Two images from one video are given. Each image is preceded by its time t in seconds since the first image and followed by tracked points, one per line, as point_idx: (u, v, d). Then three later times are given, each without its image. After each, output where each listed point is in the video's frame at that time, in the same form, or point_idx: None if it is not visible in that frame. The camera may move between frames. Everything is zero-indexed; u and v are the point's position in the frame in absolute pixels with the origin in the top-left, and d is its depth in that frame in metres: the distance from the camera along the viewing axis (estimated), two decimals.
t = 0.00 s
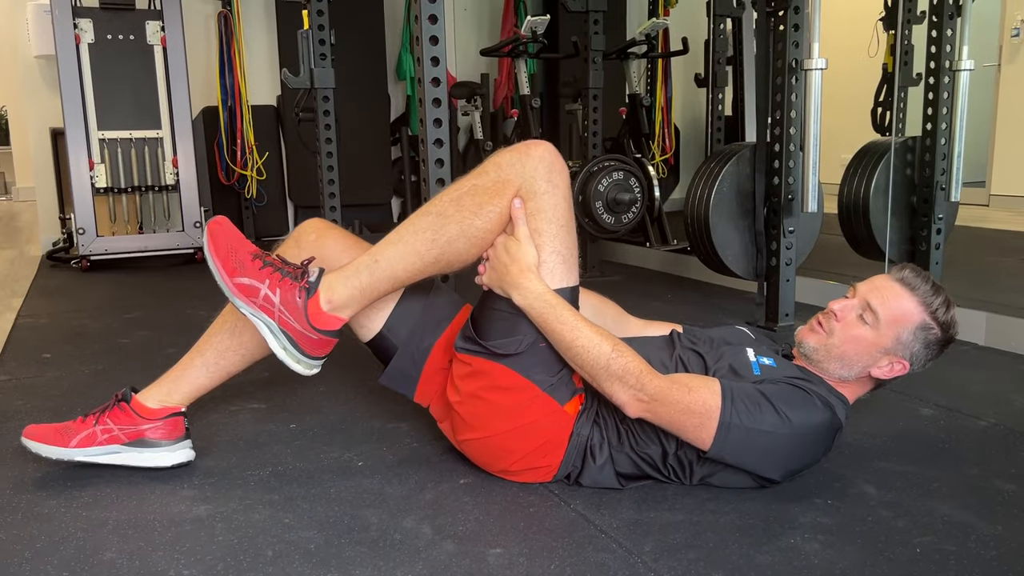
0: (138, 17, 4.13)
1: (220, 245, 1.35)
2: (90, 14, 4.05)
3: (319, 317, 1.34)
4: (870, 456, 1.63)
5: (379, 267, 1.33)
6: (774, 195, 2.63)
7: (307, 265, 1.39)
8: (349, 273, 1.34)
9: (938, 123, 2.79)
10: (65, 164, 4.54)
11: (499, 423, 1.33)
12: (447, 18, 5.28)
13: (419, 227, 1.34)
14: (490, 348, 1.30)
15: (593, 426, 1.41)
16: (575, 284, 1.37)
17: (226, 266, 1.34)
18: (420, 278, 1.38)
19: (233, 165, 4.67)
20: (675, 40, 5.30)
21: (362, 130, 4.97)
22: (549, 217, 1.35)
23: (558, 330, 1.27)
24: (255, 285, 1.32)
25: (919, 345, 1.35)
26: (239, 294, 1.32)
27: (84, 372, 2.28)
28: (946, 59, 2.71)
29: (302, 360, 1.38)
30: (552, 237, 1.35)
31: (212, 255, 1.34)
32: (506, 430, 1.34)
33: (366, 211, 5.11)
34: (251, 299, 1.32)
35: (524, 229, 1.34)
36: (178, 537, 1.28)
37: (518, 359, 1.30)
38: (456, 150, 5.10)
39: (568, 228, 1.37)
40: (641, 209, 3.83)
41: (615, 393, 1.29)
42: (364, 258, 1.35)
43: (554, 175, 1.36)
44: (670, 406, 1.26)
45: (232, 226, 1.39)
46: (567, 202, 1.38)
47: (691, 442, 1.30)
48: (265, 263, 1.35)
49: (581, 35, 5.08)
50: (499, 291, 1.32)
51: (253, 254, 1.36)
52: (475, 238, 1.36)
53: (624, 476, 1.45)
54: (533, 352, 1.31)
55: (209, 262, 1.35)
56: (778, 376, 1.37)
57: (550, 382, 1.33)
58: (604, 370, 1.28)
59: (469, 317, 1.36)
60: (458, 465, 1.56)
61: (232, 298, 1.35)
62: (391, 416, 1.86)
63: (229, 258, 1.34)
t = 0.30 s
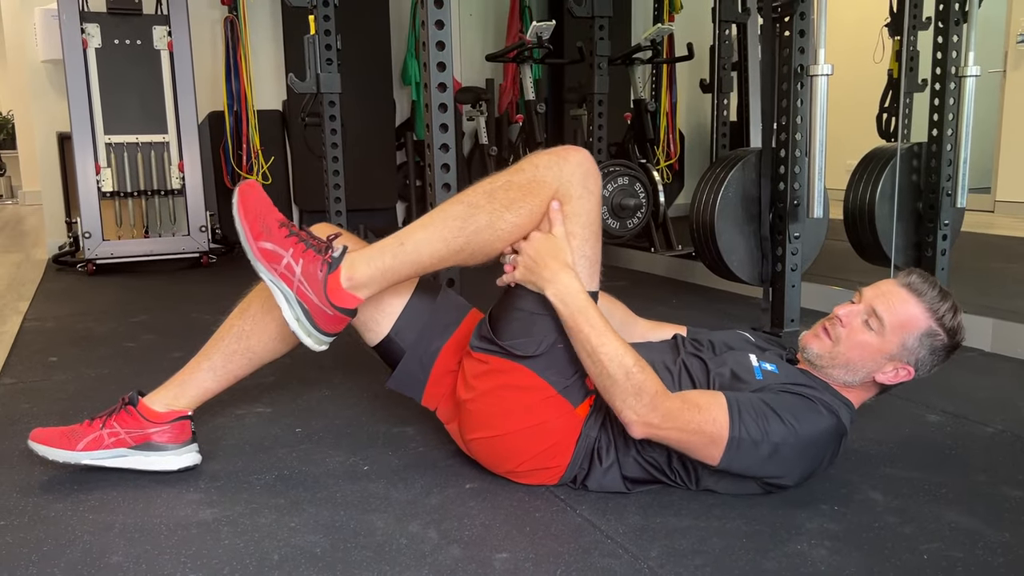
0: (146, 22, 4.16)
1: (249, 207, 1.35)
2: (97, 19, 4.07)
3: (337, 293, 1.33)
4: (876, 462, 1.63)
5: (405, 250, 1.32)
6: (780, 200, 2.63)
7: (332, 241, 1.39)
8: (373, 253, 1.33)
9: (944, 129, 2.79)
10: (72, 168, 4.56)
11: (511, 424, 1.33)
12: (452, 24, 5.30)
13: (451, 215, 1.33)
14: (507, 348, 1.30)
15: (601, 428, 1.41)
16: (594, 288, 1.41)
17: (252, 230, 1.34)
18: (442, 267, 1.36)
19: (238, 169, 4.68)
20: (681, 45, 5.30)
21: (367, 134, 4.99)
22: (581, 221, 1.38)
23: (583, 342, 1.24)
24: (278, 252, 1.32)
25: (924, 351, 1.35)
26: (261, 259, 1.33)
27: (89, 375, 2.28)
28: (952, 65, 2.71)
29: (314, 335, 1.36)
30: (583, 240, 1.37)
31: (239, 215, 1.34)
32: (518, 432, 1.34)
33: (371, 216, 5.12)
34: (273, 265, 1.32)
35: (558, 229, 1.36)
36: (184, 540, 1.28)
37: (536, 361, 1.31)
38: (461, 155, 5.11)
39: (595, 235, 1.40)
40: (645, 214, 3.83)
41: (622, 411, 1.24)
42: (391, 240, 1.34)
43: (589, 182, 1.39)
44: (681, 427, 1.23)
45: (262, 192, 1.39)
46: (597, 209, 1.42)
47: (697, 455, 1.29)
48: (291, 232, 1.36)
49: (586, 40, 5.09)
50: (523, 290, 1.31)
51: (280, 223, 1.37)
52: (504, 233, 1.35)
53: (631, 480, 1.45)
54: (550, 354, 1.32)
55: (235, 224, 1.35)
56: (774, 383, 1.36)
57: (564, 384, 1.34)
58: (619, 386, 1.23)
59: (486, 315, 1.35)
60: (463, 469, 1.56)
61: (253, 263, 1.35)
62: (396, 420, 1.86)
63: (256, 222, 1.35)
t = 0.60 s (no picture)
0: (150, 28, 4.17)
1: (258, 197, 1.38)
2: (102, 25, 4.09)
3: (339, 287, 1.33)
4: (880, 469, 1.62)
5: (410, 248, 1.32)
6: (783, 207, 2.63)
7: (337, 236, 1.40)
8: (376, 250, 1.33)
9: (947, 136, 2.80)
10: (76, 173, 4.58)
11: (514, 429, 1.33)
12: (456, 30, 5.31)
13: (457, 216, 1.34)
14: (513, 352, 1.30)
15: (603, 434, 1.41)
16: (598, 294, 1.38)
17: (259, 220, 1.36)
18: (445, 268, 1.36)
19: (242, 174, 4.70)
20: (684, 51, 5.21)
21: (370, 140, 5.00)
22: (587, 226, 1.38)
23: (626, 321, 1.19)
24: (283, 243, 1.34)
25: (926, 356, 1.33)
26: (267, 248, 1.35)
27: (93, 379, 2.28)
28: (955, 72, 2.72)
29: (314, 328, 1.36)
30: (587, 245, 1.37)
31: (248, 204, 1.37)
32: (520, 436, 1.34)
33: (374, 221, 5.13)
34: (278, 255, 1.34)
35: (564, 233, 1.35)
36: (187, 545, 1.28)
37: (540, 363, 1.30)
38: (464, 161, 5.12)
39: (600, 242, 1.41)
40: (648, 220, 3.84)
41: (640, 403, 1.20)
42: (395, 237, 1.34)
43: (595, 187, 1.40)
44: (697, 427, 1.21)
45: (272, 183, 1.42)
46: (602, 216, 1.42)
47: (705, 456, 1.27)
48: (298, 225, 1.37)
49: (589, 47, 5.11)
50: (532, 295, 1.31)
51: (288, 215, 1.39)
52: (510, 235, 1.35)
53: (634, 485, 1.45)
54: (554, 358, 1.31)
55: (245, 212, 1.38)
56: (778, 389, 1.36)
57: (565, 389, 1.33)
58: (647, 376, 1.18)
59: (491, 318, 1.35)
60: (466, 475, 1.56)
61: (260, 254, 1.37)
62: (399, 425, 1.86)
63: (264, 212, 1.37)
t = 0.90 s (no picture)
0: (153, 34, 4.18)
1: (256, 214, 1.39)
2: (105, 30, 4.10)
3: (339, 300, 1.34)
4: (882, 477, 1.62)
5: (407, 259, 1.32)
6: (784, 214, 2.63)
7: (336, 250, 1.41)
8: (375, 262, 1.33)
9: (949, 143, 2.78)
10: (78, 178, 4.58)
11: (514, 434, 1.33)
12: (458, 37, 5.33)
13: (453, 225, 1.33)
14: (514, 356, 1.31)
15: (604, 440, 1.40)
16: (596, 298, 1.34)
17: (258, 236, 1.37)
18: (445, 277, 1.36)
19: (244, 180, 4.71)
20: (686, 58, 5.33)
21: (372, 146, 5.01)
22: (580, 229, 1.34)
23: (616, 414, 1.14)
24: (282, 258, 1.34)
25: (924, 357, 1.33)
26: (266, 265, 1.35)
27: (93, 385, 2.28)
28: (956, 80, 2.72)
29: (315, 342, 1.37)
30: (581, 248, 1.33)
31: (247, 222, 1.38)
32: (521, 441, 1.34)
33: (375, 227, 5.14)
34: (277, 271, 1.34)
35: (558, 238, 1.33)
36: (187, 551, 1.28)
37: (538, 365, 1.31)
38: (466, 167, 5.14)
39: (596, 245, 1.35)
40: (650, 227, 3.84)
41: (671, 483, 1.12)
42: (393, 248, 1.34)
43: (589, 191, 1.36)
44: (730, 488, 1.14)
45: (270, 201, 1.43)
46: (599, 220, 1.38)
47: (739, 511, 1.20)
48: (296, 240, 1.38)
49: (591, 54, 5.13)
50: (529, 300, 1.31)
51: (286, 231, 1.40)
52: (507, 242, 1.35)
53: (635, 492, 1.43)
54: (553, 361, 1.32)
55: (243, 230, 1.39)
56: (776, 412, 1.31)
57: (564, 393, 1.34)
58: (667, 455, 1.11)
59: (489, 324, 1.35)
60: (467, 482, 1.56)
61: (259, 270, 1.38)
62: (400, 432, 1.86)
63: (262, 228, 1.38)
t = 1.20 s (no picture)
0: (154, 39, 4.19)
1: (255, 227, 1.39)
2: (107, 36, 4.10)
3: (339, 310, 1.34)
4: (882, 485, 1.62)
5: (405, 269, 1.33)
6: (783, 221, 2.63)
7: (336, 260, 1.41)
8: (374, 272, 1.34)
9: (948, 150, 2.78)
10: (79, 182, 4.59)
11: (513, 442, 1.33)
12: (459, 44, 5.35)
13: (450, 234, 1.33)
14: (515, 365, 1.30)
15: (603, 446, 1.40)
16: (592, 306, 1.34)
17: (257, 248, 1.37)
18: (444, 285, 1.36)
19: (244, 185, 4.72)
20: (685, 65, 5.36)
21: (372, 152, 5.02)
22: (576, 236, 1.34)
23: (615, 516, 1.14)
24: (282, 270, 1.35)
25: (922, 365, 1.34)
26: (266, 276, 1.35)
27: (93, 390, 2.28)
28: (956, 88, 2.73)
29: (315, 352, 1.37)
30: (578, 255, 1.33)
31: (246, 235, 1.38)
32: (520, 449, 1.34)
33: (375, 232, 5.14)
34: (276, 282, 1.34)
35: (553, 245, 1.33)
36: (187, 557, 1.28)
37: (539, 377, 1.31)
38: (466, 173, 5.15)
39: (593, 252, 1.35)
40: (650, 233, 3.84)
41: (700, 556, 1.06)
42: (391, 258, 1.34)
43: (586, 198, 1.36)
44: (755, 538, 1.07)
45: (270, 213, 1.43)
46: (596, 227, 1.38)
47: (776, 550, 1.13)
48: (296, 251, 1.38)
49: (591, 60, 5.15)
50: (527, 308, 1.31)
51: (286, 242, 1.40)
52: (504, 250, 1.35)
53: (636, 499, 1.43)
54: (551, 371, 1.31)
55: (243, 243, 1.39)
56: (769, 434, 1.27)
57: (563, 401, 1.34)
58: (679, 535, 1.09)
59: (489, 333, 1.35)
60: (467, 488, 1.56)
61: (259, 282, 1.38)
62: (400, 437, 1.86)
63: (261, 240, 1.38)
